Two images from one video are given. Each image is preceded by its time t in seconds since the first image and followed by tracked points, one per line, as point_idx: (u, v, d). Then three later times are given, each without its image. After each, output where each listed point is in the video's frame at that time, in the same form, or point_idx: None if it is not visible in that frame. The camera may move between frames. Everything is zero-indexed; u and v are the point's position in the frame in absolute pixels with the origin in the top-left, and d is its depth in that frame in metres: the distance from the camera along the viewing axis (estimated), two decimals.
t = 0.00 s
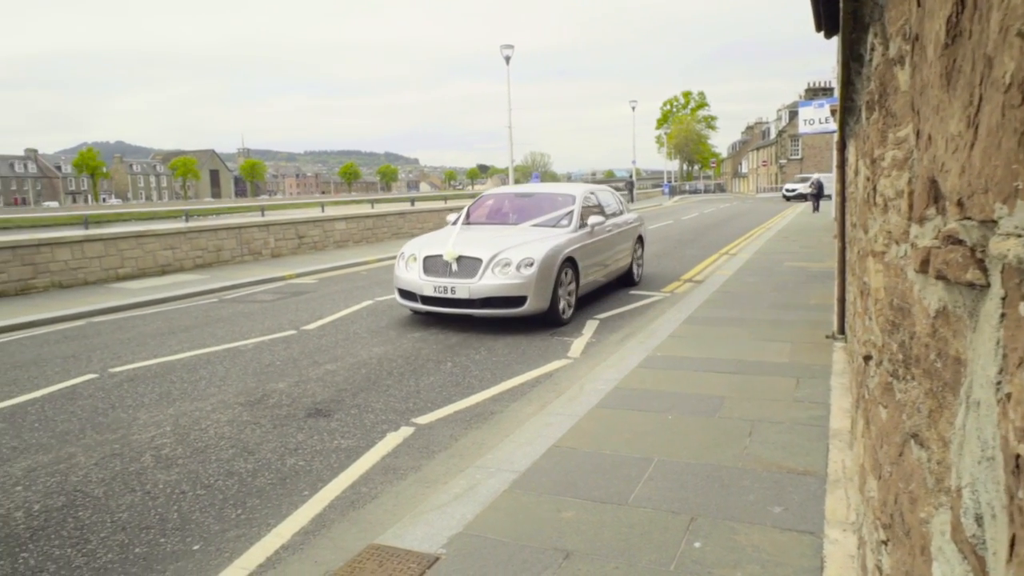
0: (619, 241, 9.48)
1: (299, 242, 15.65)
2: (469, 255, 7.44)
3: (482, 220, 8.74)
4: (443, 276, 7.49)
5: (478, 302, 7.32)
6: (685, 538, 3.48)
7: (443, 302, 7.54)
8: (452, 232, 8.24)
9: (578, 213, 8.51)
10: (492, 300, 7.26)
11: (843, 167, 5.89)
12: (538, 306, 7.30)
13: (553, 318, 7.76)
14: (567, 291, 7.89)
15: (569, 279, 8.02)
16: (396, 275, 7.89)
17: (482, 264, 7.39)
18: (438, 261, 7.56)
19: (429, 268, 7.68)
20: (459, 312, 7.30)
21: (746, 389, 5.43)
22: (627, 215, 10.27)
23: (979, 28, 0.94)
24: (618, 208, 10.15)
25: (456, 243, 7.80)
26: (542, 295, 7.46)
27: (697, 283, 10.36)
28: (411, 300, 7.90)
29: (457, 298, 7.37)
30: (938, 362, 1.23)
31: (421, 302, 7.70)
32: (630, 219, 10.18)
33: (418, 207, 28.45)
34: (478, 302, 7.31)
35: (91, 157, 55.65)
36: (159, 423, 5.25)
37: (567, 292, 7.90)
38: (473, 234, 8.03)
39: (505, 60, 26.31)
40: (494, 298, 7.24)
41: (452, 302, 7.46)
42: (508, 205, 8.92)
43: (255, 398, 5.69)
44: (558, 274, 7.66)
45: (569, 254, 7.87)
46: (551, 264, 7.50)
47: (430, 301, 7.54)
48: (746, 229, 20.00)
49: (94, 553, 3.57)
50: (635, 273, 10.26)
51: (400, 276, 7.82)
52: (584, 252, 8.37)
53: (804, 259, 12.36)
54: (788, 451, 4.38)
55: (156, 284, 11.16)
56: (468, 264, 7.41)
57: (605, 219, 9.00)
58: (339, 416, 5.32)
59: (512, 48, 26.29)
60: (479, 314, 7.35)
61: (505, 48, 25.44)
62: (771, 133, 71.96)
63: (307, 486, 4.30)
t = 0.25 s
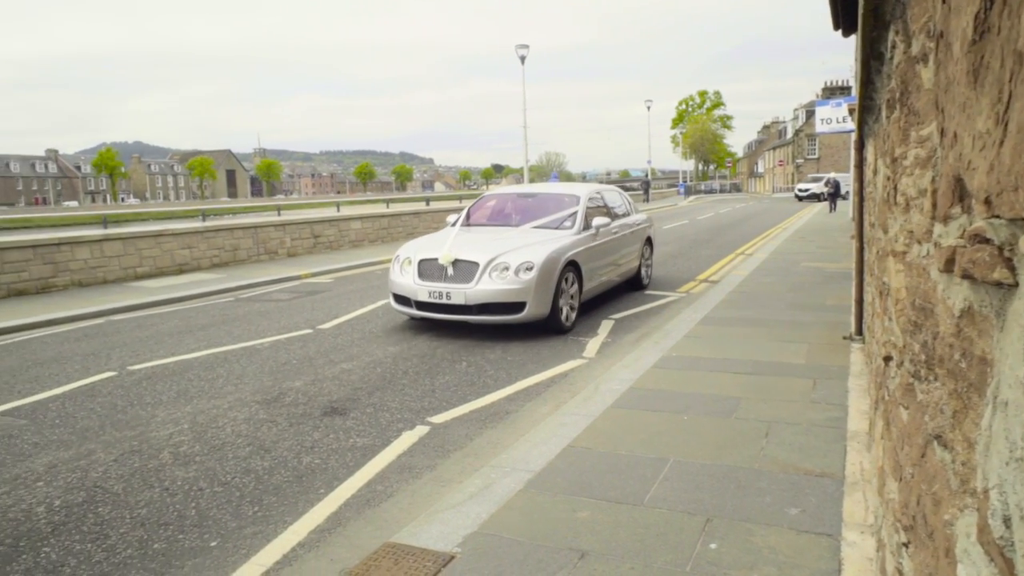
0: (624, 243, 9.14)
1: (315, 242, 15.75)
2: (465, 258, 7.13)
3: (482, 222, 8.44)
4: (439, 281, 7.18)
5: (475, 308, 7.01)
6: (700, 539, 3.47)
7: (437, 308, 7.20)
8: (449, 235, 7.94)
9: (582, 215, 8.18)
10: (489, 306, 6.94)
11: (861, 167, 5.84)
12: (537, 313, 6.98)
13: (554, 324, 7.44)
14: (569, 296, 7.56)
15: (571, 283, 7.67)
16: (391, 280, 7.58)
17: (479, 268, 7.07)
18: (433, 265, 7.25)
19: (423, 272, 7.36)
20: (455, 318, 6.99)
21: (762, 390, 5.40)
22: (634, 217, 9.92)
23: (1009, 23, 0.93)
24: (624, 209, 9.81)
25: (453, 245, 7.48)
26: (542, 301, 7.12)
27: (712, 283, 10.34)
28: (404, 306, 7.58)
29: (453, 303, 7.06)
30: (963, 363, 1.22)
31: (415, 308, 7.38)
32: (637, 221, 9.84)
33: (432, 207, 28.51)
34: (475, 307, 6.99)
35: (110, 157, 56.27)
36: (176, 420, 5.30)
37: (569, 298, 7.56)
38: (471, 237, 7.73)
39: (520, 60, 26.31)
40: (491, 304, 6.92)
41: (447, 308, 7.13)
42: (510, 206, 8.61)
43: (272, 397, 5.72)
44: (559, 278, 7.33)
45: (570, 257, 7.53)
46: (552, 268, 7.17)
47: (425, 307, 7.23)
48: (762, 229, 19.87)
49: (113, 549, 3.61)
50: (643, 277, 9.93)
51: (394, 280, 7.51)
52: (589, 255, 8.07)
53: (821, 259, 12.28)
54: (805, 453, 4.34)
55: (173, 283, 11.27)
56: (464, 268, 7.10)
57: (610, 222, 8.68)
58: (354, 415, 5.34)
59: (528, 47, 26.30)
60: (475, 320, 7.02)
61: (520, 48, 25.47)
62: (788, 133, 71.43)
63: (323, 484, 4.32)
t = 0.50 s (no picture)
0: (631, 245, 8.85)
1: (332, 241, 15.84)
2: (461, 262, 6.85)
3: (481, 224, 8.16)
4: (433, 286, 6.90)
5: (471, 315, 6.72)
6: (718, 540, 3.45)
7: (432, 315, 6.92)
8: (447, 238, 7.67)
9: (585, 217, 7.88)
10: (485, 312, 6.66)
11: (882, 167, 5.78)
12: (535, 319, 6.69)
13: (555, 331, 7.16)
14: (570, 303, 7.27)
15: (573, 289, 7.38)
16: (385, 284, 7.32)
17: (475, 273, 6.78)
18: (429, 269, 6.98)
19: (417, 277, 7.07)
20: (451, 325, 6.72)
21: (780, 391, 5.37)
22: (640, 217, 9.58)
23: None
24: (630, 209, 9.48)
25: (449, 248, 7.20)
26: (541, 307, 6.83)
27: (729, 283, 10.30)
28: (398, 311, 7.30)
29: (448, 310, 6.78)
30: (990, 363, 1.20)
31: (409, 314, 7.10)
32: (644, 221, 9.50)
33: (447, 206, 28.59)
34: (471, 314, 6.71)
35: (130, 157, 56.94)
36: (196, 417, 5.35)
37: (570, 305, 7.28)
38: (469, 240, 7.45)
39: (537, 60, 26.30)
40: (488, 310, 6.64)
41: (441, 314, 6.85)
42: (512, 208, 8.33)
43: (289, 395, 5.76)
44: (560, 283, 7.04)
45: (571, 261, 7.23)
46: (552, 272, 6.88)
47: (420, 313, 6.96)
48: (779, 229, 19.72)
49: (134, 544, 3.65)
50: (652, 281, 9.63)
51: (388, 285, 7.24)
52: (594, 258, 7.80)
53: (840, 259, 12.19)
54: (824, 454, 4.31)
55: (193, 281, 11.38)
56: (460, 272, 6.82)
57: (616, 224, 8.38)
58: (371, 414, 5.37)
59: (545, 47, 26.28)
60: (472, 327, 6.74)
61: (538, 48, 25.45)
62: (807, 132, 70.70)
63: (340, 482, 4.35)
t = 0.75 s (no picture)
0: (641, 247, 8.64)
1: (350, 240, 15.94)
2: (457, 266, 6.58)
3: (482, 227, 7.93)
4: (428, 292, 6.65)
5: (467, 322, 6.45)
6: (737, 541, 3.43)
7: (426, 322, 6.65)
8: (445, 241, 7.43)
9: (589, 218, 7.59)
10: (481, 319, 6.38)
11: (904, 165, 5.70)
12: (534, 327, 6.41)
13: (556, 339, 6.88)
14: (572, 309, 6.99)
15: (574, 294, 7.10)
16: (380, 290, 7.09)
17: (471, 277, 6.51)
18: (423, 274, 6.73)
19: (411, 282, 6.81)
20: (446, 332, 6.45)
21: (800, 392, 5.33)
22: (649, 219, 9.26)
23: None
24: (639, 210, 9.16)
25: (445, 252, 6.93)
26: (541, 314, 6.54)
27: (748, 283, 10.25)
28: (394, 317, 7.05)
29: (443, 317, 6.51)
30: (1019, 364, 1.19)
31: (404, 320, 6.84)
32: (652, 224, 9.18)
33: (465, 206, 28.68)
34: (467, 321, 6.44)
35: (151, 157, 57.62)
36: (216, 414, 5.41)
37: (571, 311, 7.00)
38: (467, 243, 7.20)
39: (555, 59, 26.30)
40: (485, 317, 6.37)
41: (436, 321, 6.58)
42: (515, 210, 8.07)
43: (308, 393, 5.81)
44: (562, 288, 6.76)
45: (574, 265, 6.94)
46: (552, 278, 6.60)
47: (414, 320, 6.71)
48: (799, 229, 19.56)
49: (157, 539, 3.70)
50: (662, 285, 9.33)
51: (382, 291, 7.00)
52: (599, 262, 7.53)
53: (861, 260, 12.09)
54: (845, 456, 4.27)
55: (213, 280, 11.51)
56: (456, 276, 6.56)
57: (623, 226, 8.08)
58: (389, 412, 5.39)
59: (562, 46, 26.25)
60: (468, 335, 6.46)
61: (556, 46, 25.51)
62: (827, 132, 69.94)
63: (359, 479, 4.37)
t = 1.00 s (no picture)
0: (656, 248, 8.52)
1: (369, 240, 16.03)
2: (451, 270, 6.33)
3: (483, 228, 7.67)
4: (421, 296, 6.40)
5: (462, 329, 6.19)
6: (757, 543, 3.41)
7: (420, 329, 6.40)
8: (442, 243, 7.18)
9: (592, 220, 7.31)
10: (476, 326, 6.12)
11: (928, 164, 5.61)
12: (532, 334, 6.14)
13: (557, 346, 6.61)
14: (573, 316, 6.72)
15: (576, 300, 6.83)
16: (373, 294, 6.85)
17: (465, 282, 6.24)
18: (416, 278, 6.48)
19: (404, 287, 6.56)
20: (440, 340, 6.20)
21: (821, 394, 5.28)
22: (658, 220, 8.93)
23: None
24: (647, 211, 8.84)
25: (440, 255, 6.67)
26: (540, 320, 6.27)
27: (769, 283, 10.18)
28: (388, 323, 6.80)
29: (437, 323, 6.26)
30: None
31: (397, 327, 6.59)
32: (661, 224, 8.86)
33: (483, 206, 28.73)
34: (461, 328, 6.19)
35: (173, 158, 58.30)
36: (238, 412, 5.46)
37: (572, 318, 6.72)
38: (464, 246, 6.94)
39: (574, 58, 26.25)
40: (480, 324, 6.11)
41: (430, 328, 6.33)
42: (516, 210, 7.81)
43: (328, 392, 5.85)
44: (562, 293, 6.48)
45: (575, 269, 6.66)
46: (551, 282, 6.32)
47: (408, 326, 6.48)
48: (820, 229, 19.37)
49: (180, 534, 3.74)
50: (672, 288, 9.04)
51: (375, 295, 6.77)
52: (604, 265, 7.25)
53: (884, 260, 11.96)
54: (867, 459, 4.23)
55: (234, 279, 11.62)
56: (450, 281, 6.30)
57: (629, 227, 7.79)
58: (408, 411, 5.41)
59: (582, 46, 26.20)
60: (463, 343, 6.21)
61: (575, 46, 25.44)
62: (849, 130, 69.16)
63: (378, 478, 4.39)
